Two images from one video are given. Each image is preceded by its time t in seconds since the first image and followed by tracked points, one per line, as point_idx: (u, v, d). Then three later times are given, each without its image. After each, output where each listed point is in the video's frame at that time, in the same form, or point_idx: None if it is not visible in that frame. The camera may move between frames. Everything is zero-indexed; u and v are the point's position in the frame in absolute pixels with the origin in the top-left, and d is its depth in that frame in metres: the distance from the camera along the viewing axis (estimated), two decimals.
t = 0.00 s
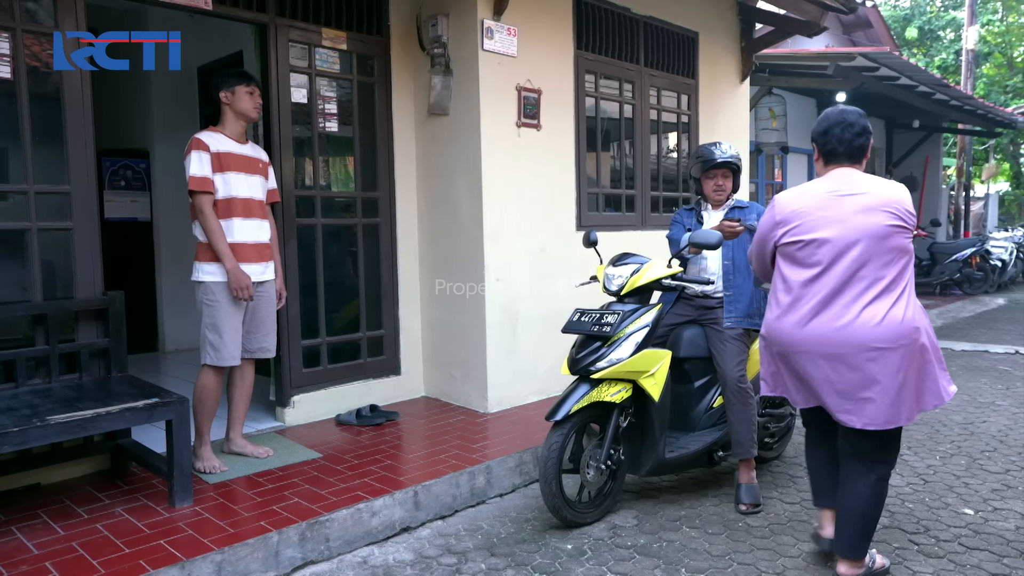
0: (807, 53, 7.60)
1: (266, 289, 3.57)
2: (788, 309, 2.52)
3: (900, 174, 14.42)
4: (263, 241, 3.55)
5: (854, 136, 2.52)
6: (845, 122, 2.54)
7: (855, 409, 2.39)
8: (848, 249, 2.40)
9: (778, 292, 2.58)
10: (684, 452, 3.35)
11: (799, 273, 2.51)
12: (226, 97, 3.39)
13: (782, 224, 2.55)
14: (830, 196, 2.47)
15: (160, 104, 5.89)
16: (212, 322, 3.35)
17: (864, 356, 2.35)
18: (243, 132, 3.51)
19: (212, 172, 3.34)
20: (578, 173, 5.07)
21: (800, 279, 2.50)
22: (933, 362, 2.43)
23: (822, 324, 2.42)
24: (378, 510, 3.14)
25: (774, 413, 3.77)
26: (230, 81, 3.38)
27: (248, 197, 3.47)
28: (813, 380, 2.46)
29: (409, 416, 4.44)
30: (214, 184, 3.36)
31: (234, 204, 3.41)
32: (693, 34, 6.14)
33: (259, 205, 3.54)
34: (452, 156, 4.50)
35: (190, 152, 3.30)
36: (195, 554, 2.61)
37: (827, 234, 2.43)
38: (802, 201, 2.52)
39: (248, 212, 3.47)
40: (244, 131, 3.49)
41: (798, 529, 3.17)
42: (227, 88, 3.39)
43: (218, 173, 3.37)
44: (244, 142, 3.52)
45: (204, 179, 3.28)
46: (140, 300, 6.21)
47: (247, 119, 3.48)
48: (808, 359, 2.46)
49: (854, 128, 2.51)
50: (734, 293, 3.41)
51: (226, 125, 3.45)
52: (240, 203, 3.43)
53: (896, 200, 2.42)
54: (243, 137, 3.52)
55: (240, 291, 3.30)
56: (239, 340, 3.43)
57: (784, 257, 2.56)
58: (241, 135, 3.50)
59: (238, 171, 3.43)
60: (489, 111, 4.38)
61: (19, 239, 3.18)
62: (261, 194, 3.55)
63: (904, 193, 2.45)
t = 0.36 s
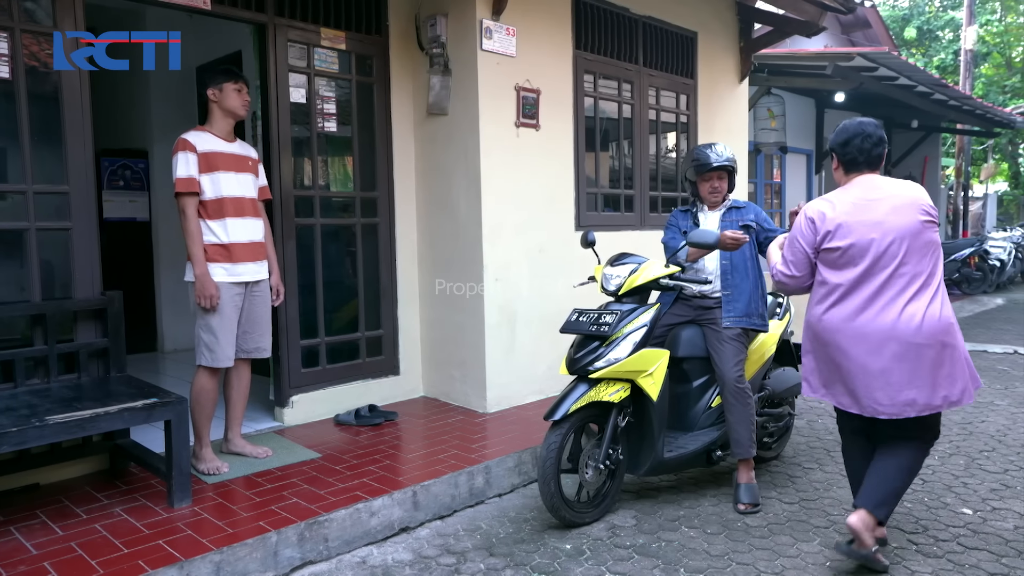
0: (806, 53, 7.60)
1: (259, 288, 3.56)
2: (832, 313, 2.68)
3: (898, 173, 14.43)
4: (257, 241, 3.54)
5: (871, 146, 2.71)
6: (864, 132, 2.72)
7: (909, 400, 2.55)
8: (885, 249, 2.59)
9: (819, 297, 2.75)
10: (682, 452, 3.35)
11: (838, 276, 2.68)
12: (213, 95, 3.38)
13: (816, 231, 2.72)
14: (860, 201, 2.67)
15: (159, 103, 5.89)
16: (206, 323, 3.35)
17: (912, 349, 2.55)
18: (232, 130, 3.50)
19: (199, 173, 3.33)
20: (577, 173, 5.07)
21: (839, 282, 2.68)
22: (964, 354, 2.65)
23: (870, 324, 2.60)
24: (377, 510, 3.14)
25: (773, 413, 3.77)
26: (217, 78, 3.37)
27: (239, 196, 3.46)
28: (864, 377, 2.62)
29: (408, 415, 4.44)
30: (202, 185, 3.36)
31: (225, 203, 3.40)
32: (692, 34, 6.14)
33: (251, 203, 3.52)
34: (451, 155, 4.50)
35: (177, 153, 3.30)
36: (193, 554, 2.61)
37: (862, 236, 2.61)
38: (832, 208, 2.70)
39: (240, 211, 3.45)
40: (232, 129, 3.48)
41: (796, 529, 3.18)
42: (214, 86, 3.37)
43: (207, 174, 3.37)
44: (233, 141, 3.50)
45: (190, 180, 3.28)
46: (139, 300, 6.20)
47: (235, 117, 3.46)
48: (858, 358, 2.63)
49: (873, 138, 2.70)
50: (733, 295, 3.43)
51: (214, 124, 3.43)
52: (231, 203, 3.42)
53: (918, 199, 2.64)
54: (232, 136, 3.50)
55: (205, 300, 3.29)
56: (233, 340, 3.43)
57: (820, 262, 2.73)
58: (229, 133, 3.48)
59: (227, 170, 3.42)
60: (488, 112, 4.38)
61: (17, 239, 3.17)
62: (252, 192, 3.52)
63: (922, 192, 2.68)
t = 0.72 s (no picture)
0: (805, 53, 7.61)
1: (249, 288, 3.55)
2: (869, 304, 2.91)
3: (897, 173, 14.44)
4: (245, 240, 3.53)
5: (895, 141, 2.97)
6: (889, 130, 3.00)
7: (936, 387, 2.83)
8: (920, 244, 2.85)
9: (854, 289, 2.97)
10: (681, 452, 3.35)
11: (875, 270, 2.92)
12: (200, 92, 3.37)
13: (853, 228, 2.94)
14: (893, 198, 2.91)
15: (158, 104, 5.89)
16: (195, 324, 3.35)
17: (941, 340, 2.82)
18: (219, 127, 3.48)
19: (186, 172, 3.32)
20: (576, 173, 5.07)
21: (877, 275, 2.92)
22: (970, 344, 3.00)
23: (906, 315, 2.85)
24: (376, 511, 3.14)
25: (771, 413, 3.77)
26: (204, 75, 3.36)
27: (226, 195, 3.45)
28: (895, 366, 2.87)
29: (406, 416, 4.44)
30: (189, 184, 3.35)
31: (212, 203, 3.39)
32: (691, 34, 6.14)
33: (239, 202, 3.51)
34: (450, 156, 4.49)
35: (163, 152, 3.28)
36: (192, 554, 2.61)
37: (900, 231, 2.86)
38: (868, 205, 2.93)
39: (227, 210, 3.44)
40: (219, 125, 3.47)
41: (796, 529, 3.18)
42: (202, 82, 3.36)
43: (194, 173, 3.35)
44: (220, 138, 3.49)
45: (177, 179, 3.26)
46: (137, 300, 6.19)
47: (223, 114, 3.47)
48: (892, 347, 2.87)
49: (897, 135, 2.97)
50: (729, 299, 3.43)
51: (201, 121, 3.42)
52: (219, 202, 3.41)
53: (942, 196, 2.93)
54: (219, 133, 3.49)
55: (192, 300, 3.29)
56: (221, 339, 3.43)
57: (857, 257, 2.95)
58: (217, 131, 3.47)
59: (214, 169, 3.41)
60: (487, 112, 4.38)
61: (16, 239, 3.17)
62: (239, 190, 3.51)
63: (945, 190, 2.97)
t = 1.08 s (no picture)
0: (798, 54, 7.63)
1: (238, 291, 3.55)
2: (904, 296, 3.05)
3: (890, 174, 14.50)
4: (229, 242, 3.53)
5: (937, 143, 3.16)
6: (930, 133, 3.16)
7: (960, 378, 2.98)
8: (959, 241, 3.00)
9: (890, 282, 3.11)
10: (676, 452, 3.35)
11: (914, 264, 3.06)
12: (189, 92, 3.35)
13: (897, 222, 3.07)
14: (937, 197, 3.05)
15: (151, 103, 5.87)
16: (182, 326, 3.33)
17: (969, 333, 2.99)
18: (206, 128, 3.47)
19: (175, 173, 3.30)
20: (571, 174, 5.07)
21: (915, 269, 3.06)
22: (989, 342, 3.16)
23: (940, 309, 2.99)
24: (371, 512, 3.13)
25: (765, 413, 3.78)
26: (194, 75, 3.35)
27: (210, 197, 3.43)
28: (922, 357, 3.02)
29: (401, 416, 4.43)
30: (177, 185, 3.32)
31: (196, 206, 3.38)
32: (685, 35, 6.15)
33: (223, 205, 3.50)
34: (445, 156, 4.49)
35: (151, 153, 3.25)
36: (185, 556, 2.59)
37: (943, 227, 3.00)
38: (913, 202, 3.08)
39: (211, 213, 3.43)
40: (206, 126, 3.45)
41: (790, 528, 3.18)
42: (191, 83, 3.35)
43: (182, 175, 3.33)
44: (207, 139, 3.47)
45: (166, 181, 3.23)
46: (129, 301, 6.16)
47: (211, 115, 3.45)
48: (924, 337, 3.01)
49: (939, 138, 3.16)
50: (711, 298, 3.43)
51: (188, 121, 3.40)
52: (204, 205, 3.41)
53: (979, 202, 3.10)
54: (206, 134, 3.47)
55: (189, 304, 3.25)
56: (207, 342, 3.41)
57: (898, 250, 3.09)
58: (204, 131, 3.45)
59: (200, 171, 3.39)
60: (482, 111, 4.38)
61: (6, 239, 3.15)
62: (224, 193, 3.50)
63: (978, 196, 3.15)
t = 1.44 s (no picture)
0: (788, 55, 7.67)
1: (239, 290, 3.54)
2: (887, 297, 3.19)
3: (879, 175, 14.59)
4: (237, 240, 3.52)
5: (917, 153, 3.31)
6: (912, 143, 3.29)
7: (946, 370, 3.12)
8: (935, 243, 3.14)
9: (874, 282, 3.26)
10: (667, 452, 3.36)
11: (895, 264, 3.20)
12: (181, 91, 3.33)
13: (877, 225, 3.21)
14: (915, 199, 3.20)
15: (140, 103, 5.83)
16: (186, 327, 3.32)
17: (951, 328, 3.12)
18: (200, 128, 3.45)
19: (171, 174, 3.28)
20: (562, 174, 5.08)
21: (896, 269, 3.20)
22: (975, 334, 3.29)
23: (922, 306, 3.13)
24: (361, 513, 3.12)
25: (755, 413, 3.79)
26: (186, 75, 3.33)
27: (210, 194, 3.41)
28: (909, 353, 3.16)
29: (391, 417, 4.43)
30: (174, 186, 3.31)
31: (199, 205, 3.36)
32: (675, 35, 6.16)
33: (227, 202, 3.49)
34: (435, 157, 4.49)
35: (147, 156, 3.24)
36: (174, 559, 2.58)
37: (920, 229, 3.14)
38: (891, 206, 3.21)
39: (214, 210, 3.41)
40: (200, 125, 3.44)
41: (779, 527, 3.20)
42: (183, 82, 3.33)
43: (179, 175, 3.32)
44: (203, 138, 3.46)
45: (162, 182, 3.22)
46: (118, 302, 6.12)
47: (204, 115, 3.43)
48: (908, 333, 3.15)
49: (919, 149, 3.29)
50: (701, 298, 3.43)
51: (182, 121, 3.38)
52: (206, 204, 3.39)
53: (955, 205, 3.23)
54: (200, 133, 3.46)
55: (181, 305, 3.24)
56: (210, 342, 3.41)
57: (879, 251, 3.23)
58: (198, 131, 3.44)
59: (199, 170, 3.37)
60: (472, 112, 4.38)
61: None
62: (226, 190, 3.48)
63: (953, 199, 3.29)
